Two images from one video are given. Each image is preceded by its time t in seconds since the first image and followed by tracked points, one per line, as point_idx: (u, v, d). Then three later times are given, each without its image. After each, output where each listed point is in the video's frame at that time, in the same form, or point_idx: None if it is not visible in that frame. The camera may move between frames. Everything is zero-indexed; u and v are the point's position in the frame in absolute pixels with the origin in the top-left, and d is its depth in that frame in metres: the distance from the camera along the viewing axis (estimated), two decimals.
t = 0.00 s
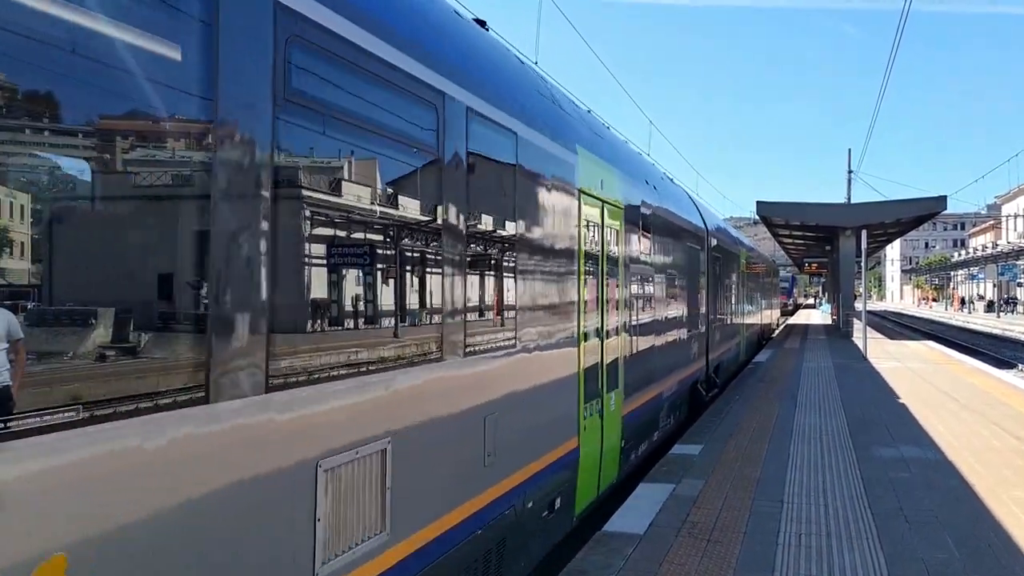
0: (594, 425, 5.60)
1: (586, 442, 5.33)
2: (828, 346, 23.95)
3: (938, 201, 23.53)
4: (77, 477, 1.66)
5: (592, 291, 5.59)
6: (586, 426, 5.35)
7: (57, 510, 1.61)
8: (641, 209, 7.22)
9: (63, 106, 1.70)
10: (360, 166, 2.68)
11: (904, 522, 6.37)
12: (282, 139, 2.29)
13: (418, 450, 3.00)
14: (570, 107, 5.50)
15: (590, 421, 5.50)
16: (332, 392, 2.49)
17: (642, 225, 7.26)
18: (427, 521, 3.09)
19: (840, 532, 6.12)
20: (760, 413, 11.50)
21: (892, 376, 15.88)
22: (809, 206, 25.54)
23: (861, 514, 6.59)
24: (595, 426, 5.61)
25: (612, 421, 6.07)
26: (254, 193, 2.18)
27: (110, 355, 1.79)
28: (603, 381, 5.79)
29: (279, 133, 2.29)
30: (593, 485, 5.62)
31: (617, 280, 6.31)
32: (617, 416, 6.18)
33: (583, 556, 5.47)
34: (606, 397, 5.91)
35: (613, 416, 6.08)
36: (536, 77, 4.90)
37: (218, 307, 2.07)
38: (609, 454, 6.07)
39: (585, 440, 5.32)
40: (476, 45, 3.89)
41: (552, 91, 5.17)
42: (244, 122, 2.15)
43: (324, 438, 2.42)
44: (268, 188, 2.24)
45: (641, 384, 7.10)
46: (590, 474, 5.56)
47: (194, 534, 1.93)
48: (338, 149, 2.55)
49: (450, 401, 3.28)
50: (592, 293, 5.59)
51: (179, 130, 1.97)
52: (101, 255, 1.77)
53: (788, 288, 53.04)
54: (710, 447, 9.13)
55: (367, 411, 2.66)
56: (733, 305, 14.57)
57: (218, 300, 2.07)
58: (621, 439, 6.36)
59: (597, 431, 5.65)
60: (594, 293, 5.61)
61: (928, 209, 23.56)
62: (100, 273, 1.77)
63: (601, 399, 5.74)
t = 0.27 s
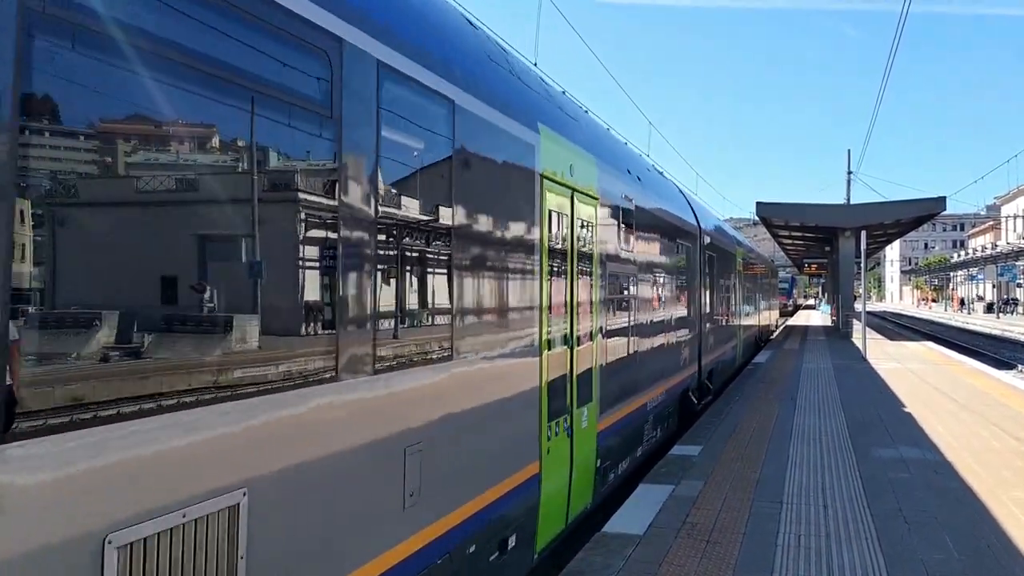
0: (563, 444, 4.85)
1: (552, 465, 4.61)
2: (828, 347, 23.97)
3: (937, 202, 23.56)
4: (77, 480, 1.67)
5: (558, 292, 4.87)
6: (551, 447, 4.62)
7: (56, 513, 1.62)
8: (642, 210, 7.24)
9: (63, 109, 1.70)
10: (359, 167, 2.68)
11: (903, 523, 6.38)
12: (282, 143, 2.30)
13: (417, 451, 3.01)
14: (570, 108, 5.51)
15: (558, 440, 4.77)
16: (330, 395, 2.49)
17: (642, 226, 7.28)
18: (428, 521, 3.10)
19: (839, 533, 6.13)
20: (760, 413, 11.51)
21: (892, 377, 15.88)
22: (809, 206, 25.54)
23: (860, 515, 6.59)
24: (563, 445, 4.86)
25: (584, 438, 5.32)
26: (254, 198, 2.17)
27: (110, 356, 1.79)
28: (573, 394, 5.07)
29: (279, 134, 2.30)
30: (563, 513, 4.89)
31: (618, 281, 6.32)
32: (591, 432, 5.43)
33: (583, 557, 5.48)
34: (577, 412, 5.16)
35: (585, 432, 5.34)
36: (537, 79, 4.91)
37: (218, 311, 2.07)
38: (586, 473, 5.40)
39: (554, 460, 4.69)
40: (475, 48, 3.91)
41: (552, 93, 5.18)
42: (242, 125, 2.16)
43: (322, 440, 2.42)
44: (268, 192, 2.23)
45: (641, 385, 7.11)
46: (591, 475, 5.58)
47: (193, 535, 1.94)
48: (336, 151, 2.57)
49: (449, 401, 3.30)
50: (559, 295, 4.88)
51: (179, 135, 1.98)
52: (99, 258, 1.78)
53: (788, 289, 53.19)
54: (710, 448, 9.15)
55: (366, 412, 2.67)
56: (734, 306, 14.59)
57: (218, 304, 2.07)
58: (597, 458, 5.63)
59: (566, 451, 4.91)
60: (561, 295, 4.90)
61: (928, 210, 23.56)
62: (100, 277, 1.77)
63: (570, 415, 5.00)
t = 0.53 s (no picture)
0: (519, 470, 4.10)
1: (504, 497, 3.87)
2: (828, 347, 23.98)
3: (937, 202, 23.57)
4: (76, 482, 1.67)
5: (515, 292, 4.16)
6: (502, 475, 3.86)
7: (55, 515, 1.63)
8: (642, 211, 7.25)
9: (60, 114, 1.71)
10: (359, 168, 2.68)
11: (903, 523, 6.39)
12: (281, 144, 2.31)
13: (416, 452, 3.02)
14: (570, 109, 5.52)
15: (513, 466, 4.02)
16: (329, 396, 2.50)
17: (642, 226, 7.29)
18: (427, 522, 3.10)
19: (838, 533, 6.14)
20: (760, 414, 11.52)
21: (893, 377, 15.89)
22: (809, 207, 25.55)
23: (859, 515, 6.60)
24: (520, 471, 4.10)
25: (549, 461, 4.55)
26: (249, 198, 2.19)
27: (101, 360, 1.80)
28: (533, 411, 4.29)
29: (277, 135, 2.30)
30: (521, 552, 4.15)
31: (618, 282, 6.33)
32: (557, 453, 4.65)
33: (583, 557, 5.48)
34: (540, 431, 4.40)
35: (551, 454, 4.57)
36: (537, 80, 4.93)
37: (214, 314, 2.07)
38: (550, 501, 4.60)
39: (506, 490, 3.91)
40: (475, 49, 3.92)
41: (552, 94, 5.19)
42: (239, 128, 2.18)
43: (321, 441, 2.43)
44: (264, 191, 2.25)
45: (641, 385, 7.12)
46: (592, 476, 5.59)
47: (192, 537, 1.95)
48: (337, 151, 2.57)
49: (449, 402, 3.30)
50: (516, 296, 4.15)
51: (178, 136, 1.98)
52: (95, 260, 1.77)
53: (788, 290, 53.19)
54: (710, 448, 9.15)
55: (365, 413, 2.68)
56: (734, 307, 14.60)
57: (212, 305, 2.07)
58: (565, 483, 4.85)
59: (524, 479, 4.15)
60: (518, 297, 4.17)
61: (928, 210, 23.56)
62: (96, 279, 1.77)
63: (530, 434, 4.25)
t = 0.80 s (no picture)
0: (458, 507, 3.34)
1: (436, 543, 3.14)
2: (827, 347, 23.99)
3: (937, 203, 23.59)
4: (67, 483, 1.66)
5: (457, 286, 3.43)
6: (432, 514, 3.13)
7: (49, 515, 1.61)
8: (642, 211, 7.26)
9: (59, 114, 1.70)
10: (358, 167, 2.67)
11: (902, 524, 6.37)
12: (281, 145, 2.30)
13: (416, 453, 3.01)
14: (570, 110, 5.52)
15: (451, 502, 3.28)
16: (330, 398, 2.49)
17: (642, 227, 7.29)
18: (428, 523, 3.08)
19: (838, 533, 6.13)
20: (760, 415, 11.52)
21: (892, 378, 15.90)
22: (808, 207, 25.56)
23: (860, 516, 6.59)
24: (461, 508, 3.36)
25: (502, 491, 3.82)
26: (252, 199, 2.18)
27: (103, 362, 1.78)
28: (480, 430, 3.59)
29: (278, 135, 2.29)
30: None
31: (618, 282, 6.34)
32: (512, 481, 3.93)
33: (583, 558, 5.47)
34: (488, 457, 3.66)
35: (502, 484, 3.81)
36: (537, 80, 4.93)
37: (219, 315, 2.05)
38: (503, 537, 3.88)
39: (442, 526, 3.20)
40: (475, 51, 3.91)
41: (552, 95, 5.19)
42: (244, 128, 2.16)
43: (321, 442, 2.43)
44: (265, 191, 2.23)
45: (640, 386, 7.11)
46: (592, 476, 5.59)
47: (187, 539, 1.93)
48: (336, 152, 2.56)
49: (450, 403, 3.30)
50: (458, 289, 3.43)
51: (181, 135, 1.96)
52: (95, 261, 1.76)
53: (787, 290, 53.20)
54: (710, 449, 9.14)
55: (363, 414, 2.66)
56: (734, 308, 14.61)
57: (215, 308, 2.04)
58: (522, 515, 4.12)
59: (467, 517, 3.41)
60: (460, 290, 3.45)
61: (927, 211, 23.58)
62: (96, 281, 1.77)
63: (474, 464, 3.48)
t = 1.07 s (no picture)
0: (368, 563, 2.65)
1: None
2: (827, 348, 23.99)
3: (936, 203, 23.61)
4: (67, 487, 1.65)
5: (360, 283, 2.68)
6: None
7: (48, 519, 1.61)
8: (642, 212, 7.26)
9: (59, 114, 1.67)
10: (358, 168, 2.67)
11: (903, 524, 6.37)
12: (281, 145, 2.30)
13: (415, 454, 3.00)
14: (569, 111, 5.53)
15: (354, 559, 2.57)
16: (329, 399, 2.48)
17: (642, 227, 7.30)
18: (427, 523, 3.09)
19: (838, 534, 6.13)
20: (760, 415, 11.52)
21: (892, 378, 15.91)
22: (808, 207, 25.57)
23: (859, 516, 6.59)
24: (370, 563, 2.66)
25: (428, 540, 3.07)
26: (252, 201, 2.17)
27: (105, 366, 1.74)
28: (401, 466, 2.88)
29: (278, 137, 2.29)
30: None
31: (618, 283, 6.34)
32: (446, 523, 3.23)
33: (583, 559, 5.46)
34: (412, 497, 2.96)
35: (432, 529, 3.11)
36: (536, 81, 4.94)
37: (218, 317, 2.04)
38: None
39: None
40: (474, 52, 3.92)
41: (552, 96, 5.20)
42: (243, 129, 2.15)
43: (320, 443, 2.42)
44: (264, 193, 2.23)
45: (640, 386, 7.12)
46: (591, 477, 5.59)
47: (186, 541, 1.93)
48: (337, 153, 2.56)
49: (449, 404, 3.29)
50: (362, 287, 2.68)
51: (183, 137, 1.96)
52: (96, 264, 1.72)
53: (787, 291, 53.22)
54: (709, 449, 9.13)
55: (361, 415, 2.66)
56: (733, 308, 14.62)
57: (214, 309, 2.03)
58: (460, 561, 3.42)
59: None
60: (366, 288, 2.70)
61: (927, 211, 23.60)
62: (97, 283, 1.72)
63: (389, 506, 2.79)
